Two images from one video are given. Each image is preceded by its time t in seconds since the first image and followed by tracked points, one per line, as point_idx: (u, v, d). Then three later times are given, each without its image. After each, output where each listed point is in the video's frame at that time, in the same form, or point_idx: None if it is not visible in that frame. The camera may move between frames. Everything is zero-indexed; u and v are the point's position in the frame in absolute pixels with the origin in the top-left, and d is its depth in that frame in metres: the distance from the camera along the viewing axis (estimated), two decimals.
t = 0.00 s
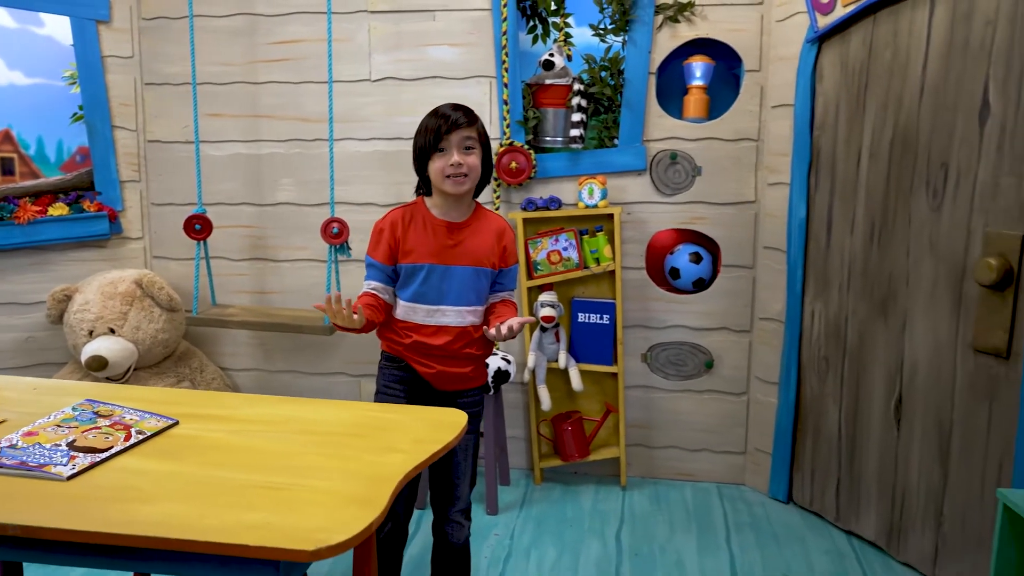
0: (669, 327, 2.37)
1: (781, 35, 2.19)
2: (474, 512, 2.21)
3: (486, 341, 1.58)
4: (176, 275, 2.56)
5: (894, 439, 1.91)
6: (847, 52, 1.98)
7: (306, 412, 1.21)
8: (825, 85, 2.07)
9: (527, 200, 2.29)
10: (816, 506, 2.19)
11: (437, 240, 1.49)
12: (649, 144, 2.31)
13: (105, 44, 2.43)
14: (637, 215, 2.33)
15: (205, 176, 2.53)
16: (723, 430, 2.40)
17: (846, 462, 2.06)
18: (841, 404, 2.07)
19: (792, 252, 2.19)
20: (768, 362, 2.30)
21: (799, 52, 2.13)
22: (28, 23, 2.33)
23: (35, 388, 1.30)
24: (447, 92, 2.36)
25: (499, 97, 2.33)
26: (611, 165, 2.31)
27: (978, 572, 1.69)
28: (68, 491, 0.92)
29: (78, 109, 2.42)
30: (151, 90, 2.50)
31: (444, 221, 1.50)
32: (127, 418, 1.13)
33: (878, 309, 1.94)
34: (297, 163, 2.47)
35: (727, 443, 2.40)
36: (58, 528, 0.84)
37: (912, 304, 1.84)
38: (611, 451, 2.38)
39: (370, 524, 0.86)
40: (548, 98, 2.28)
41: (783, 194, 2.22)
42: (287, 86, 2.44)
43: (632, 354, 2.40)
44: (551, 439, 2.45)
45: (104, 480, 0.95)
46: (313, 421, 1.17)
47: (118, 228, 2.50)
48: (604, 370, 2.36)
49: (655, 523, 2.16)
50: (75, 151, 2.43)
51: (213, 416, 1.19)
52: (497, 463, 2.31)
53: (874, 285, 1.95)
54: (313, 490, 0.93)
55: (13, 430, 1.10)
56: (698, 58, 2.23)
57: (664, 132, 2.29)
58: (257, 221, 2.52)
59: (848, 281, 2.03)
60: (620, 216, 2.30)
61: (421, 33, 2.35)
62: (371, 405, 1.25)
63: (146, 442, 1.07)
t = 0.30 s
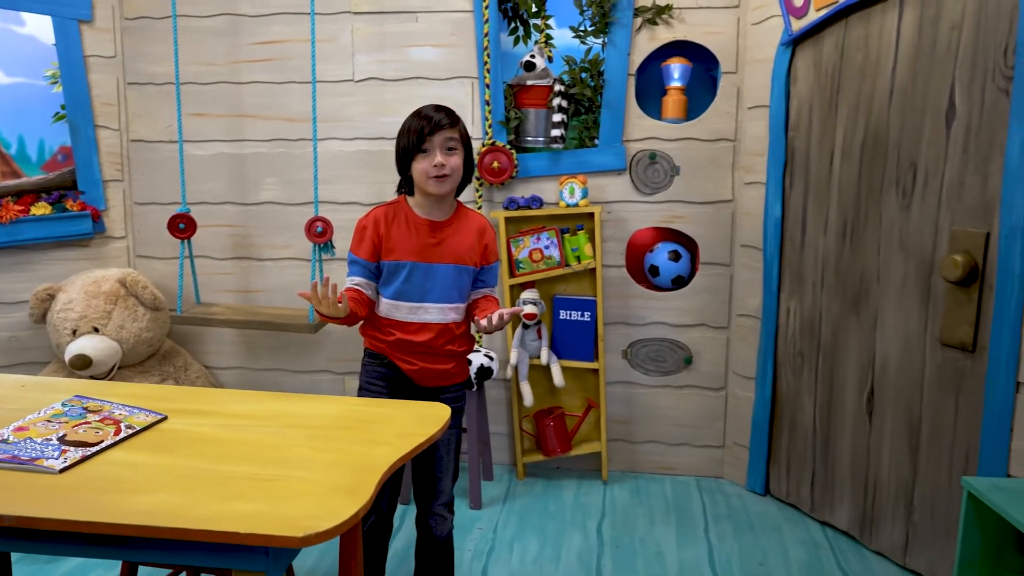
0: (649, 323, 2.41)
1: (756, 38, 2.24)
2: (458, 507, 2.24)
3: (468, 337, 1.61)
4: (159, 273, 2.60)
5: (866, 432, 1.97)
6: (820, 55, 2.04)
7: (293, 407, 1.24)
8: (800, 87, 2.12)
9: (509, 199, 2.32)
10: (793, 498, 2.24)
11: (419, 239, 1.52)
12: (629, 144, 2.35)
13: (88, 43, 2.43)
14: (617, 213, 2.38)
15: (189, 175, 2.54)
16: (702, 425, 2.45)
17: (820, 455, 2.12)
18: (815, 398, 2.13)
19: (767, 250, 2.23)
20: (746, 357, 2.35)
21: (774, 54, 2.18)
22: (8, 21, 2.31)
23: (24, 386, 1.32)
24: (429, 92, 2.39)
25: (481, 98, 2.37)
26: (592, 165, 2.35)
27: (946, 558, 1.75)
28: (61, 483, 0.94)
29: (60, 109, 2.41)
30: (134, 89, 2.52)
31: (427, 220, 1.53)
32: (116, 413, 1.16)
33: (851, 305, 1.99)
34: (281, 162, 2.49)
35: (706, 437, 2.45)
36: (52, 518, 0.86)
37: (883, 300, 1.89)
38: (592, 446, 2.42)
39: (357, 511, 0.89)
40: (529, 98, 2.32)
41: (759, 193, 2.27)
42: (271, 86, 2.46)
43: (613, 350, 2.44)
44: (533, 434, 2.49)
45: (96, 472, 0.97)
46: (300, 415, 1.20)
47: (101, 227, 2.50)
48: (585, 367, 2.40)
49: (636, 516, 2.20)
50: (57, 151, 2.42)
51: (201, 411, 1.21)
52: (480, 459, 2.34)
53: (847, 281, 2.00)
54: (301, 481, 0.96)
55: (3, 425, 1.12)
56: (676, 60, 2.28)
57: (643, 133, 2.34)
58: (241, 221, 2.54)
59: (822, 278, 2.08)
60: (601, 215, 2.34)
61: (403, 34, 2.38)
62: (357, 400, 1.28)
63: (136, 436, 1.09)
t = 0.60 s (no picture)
0: (636, 319, 2.45)
1: (740, 39, 2.28)
2: (449, 500, 2.27)
3: (451, 332, 1.65)
4: (151, 270, 2.62)
5: (847, 425, 2.01)
6: (802, 56, 2.08)
7: (286, 399, 1.27)
8: (783, 87, 2.16)
9: (498, 197, 2.36)
10: (777, 491, 2.29)
11: (400, 236, 1.55)
12: (616, 143, 2.39)
13: (80, 43, 2.44)
14: (605, 211, 2.41)
15: (181, 174, 2.56)
16: (689, 419, 2.49)
17: (804, 447, 2.16)
18: (799, 392, 2.17)
19: (752, 247, 2.28)
20: (731, 352, 2.40)
21: (758, 54, 2.22)
22: None
23: (21, 380, 1.34)
24: (419, 92, 2.42)
25: (470, 97, 2.40)
26: (580, 163, 2.38)
27: (924, 547, 1.79)
28: (60, 471, 0.97)
29: (53, 107, 2.42)
30: (125, 88, 2.54)
31: (407, 217, 1.55)
32: (113, 405, 1.19)
33: (833, 301, 2.03)
34: (273, 161, 2.51)
35: (692, 431, 2.49)
36: (52, 504, 0.89)
37: (864, 296, 1.94)
38: (581, 440, 2.46)
39: (348, 497, 0.93)
40: (518, 98, 2.35)
41: (744, 191, 2.31)
42: (262, 85, 2.48)
43: (601, 346, 2.48)
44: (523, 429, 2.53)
45: (94, 461, 1.00)
46: (292, 406, 1.23)
47: (94, 225, 2.52)
48: (573, 362, 2.44)
49: (624, 509, 2.24)
50: (49, 150, 2.42)
51: (196, 403, 1.24)
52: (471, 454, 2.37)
53: (829, 277, 2.04)
54: (293, 468, 0.99)
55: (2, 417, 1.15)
56: (662, 60, 2.31)
57: (630, 131, 2.37)
58: (233, 219, 2.56)
59: (805, 274, 2.12)
60: (588, 213, 2.38)
61: (394, 34, 2.40)
62: (348, 392, 1.31)
63: (132, 427, 1.12)
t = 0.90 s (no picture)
0: (627, 315, 2.49)
1: (729, 39, 2.32)
2: (443, 493, 2.30)
3: (435, 327, 1.68)
4: (148, 268, 2.65)
5: (834, 418, 2.05)
6: (790, 55, 2.12)
7: (281, 390, 1.30)
8: (771, 85, 2.19)
9: (491, 195, 2.39)
10: (766, 483, 2.32)
11: (384, 233, 1.58)
12: (607, 141, 2.42)
13: (78, 43, 2.46)
14: (597, 209, 2.45)
15: (177, 172, 2.59)
16: (679, 413, 2.52)
17: (791, 439, 2.20)
18: (787, 385, 2.21)
19: (741, 244, 2.31)
20: (721, 347, 2.43)
21: (746, 54, 2.26)
22: None
23: (21, 373, 1.37)
24: (413, 91, 2.45)
25: (464, 96, 2.43)
26: (571, 161, 2.41)
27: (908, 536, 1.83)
28: (61, 458, 1.00)
29: (50, 106, 2.44)
30: (122, 87, 2.57)
31: (390, 214, 1.59)
32: (111, 396, 1.22)
33: (819, 295, 2.07)
34: (268, 159, 2.54)
35: (683, 425, 2.53)
36: (55, 489, 0.92)
37: (849, 291, 1.97)
38: (573, 434, 2.49)
39: (341, 481, 0.96)
40: (511, 97, 2.38)
41: (733, 188, 2.34)
42: (257, 85, 2.51)
43: (593, 341, 2.51)
44: (516, 424, 2.56)
45: (94, 448, 1.03)
46: (287, 397, 1.26)
47: (91, 223, 2.54)
48: (565, 357, 2.47)
49: (615, 501, 2.27)
50: (46, 148, 2.45)
51: (192, 394, 1.27)
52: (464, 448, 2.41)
53: (815, 272, 2.08)
54: (289, 455, 1.02)
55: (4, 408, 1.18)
56: (653, 60, 2.35)
57: (621, 130, 2.41)
58: (229, 216, 2.59)
59: (792, 270, 2.16)
60: (580, 210, 2.41)
61: (388, 34, 2.43)
62: (341, 385, 1.34)
63: (131, 416, 1.15)
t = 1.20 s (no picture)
0: (617, 310, 2.53)
1: (716, 38, 2.36)
2: (435, 485, 2.34)
3: (422, 320, 1.72)
4: (144, 264, 2.69)
5: (818, 410, 2.09)
6: (775, 54, 2.16)
7: (274, 380, 1.34)
8: (757, 84, 2.23)
9: (482, 192, 2.42)
10: (753, 475, 2.37)
11: (369, 229, 1.62)
12: (597, 139, 2.46)
13: (75, 42, 2.50)
14: (587, 206, 2.49)
15: (173, 170, 2.63)
16: (668, 407, 2.56)
17: (777, 431, 2.24)
18: (773, 379, 2.25)
19: (728, 240, 2.35)
20: (708, 342, 2.47)
21: (732, 53, 2.30)
22: None
23: (21, 364, 1.41)
24: (406, 90, 2.49)
25: (455, 95, 2.47)
26: (561, 159, 2.45)
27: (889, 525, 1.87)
28: (61, 443, 1.04)
29: (47, 105, 2.47)
30: (119, 86, 2.61)
31: (375, 211, 1.63)
32: (109, 385, 1.26)
33: (803, 290, 2.11)
34: (263, 157, 2.58)
35: (672, 419, 2.57)
36: (54, 471, 0.96)
37: (832, 286, 2.01)
38: (563, 428, 2.53)
39: (330, 464, 1.00)
40: (502, 95, 2.42)
41: (720, 186, 2.38)
42: (252, 84, 2.55)
43: (583, 336, 2.55)
44: (507, 418, 2.60)
45: (92, 434, 1.07)
46: (279, 387, 1.30)
47: (89, 220, 2.58)
48: (556, 352, 2.51)
49: (605, 493, 2.31)
50: (43, 147, 2.47)
51: (188, 383, 1.31)
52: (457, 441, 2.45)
53: (799, 268, 2.12)
54: (280, 441, 1.06)
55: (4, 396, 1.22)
56: (642, 59, 2.39)
57: (611, 128, 2.45)
58: (225, 213, 2.63)
59: (777, 265, 2.20)
60: (570, 207, 2.45)
61: (380, 34, 2.47)
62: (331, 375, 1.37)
63: (127, 405, 1.19)
